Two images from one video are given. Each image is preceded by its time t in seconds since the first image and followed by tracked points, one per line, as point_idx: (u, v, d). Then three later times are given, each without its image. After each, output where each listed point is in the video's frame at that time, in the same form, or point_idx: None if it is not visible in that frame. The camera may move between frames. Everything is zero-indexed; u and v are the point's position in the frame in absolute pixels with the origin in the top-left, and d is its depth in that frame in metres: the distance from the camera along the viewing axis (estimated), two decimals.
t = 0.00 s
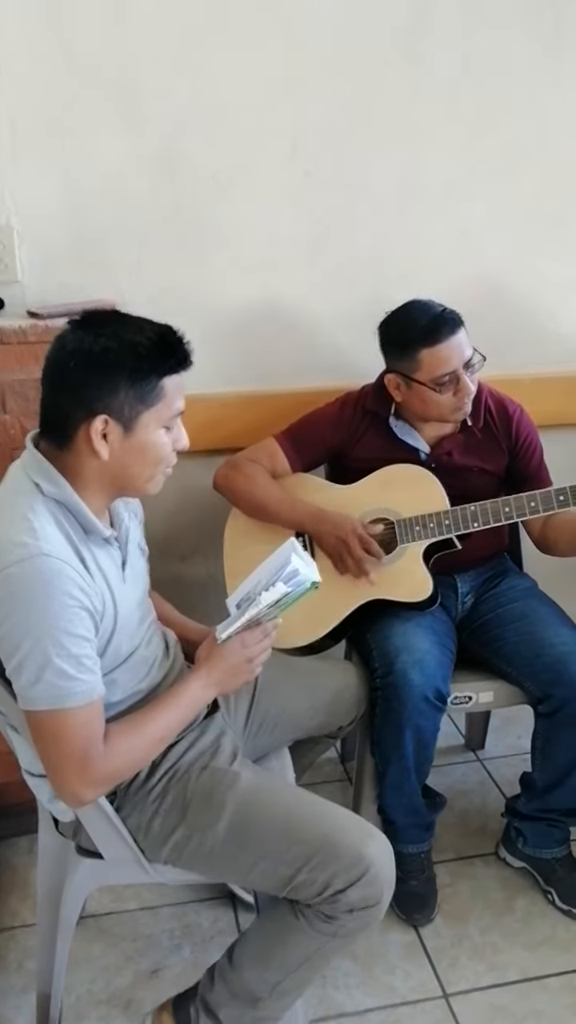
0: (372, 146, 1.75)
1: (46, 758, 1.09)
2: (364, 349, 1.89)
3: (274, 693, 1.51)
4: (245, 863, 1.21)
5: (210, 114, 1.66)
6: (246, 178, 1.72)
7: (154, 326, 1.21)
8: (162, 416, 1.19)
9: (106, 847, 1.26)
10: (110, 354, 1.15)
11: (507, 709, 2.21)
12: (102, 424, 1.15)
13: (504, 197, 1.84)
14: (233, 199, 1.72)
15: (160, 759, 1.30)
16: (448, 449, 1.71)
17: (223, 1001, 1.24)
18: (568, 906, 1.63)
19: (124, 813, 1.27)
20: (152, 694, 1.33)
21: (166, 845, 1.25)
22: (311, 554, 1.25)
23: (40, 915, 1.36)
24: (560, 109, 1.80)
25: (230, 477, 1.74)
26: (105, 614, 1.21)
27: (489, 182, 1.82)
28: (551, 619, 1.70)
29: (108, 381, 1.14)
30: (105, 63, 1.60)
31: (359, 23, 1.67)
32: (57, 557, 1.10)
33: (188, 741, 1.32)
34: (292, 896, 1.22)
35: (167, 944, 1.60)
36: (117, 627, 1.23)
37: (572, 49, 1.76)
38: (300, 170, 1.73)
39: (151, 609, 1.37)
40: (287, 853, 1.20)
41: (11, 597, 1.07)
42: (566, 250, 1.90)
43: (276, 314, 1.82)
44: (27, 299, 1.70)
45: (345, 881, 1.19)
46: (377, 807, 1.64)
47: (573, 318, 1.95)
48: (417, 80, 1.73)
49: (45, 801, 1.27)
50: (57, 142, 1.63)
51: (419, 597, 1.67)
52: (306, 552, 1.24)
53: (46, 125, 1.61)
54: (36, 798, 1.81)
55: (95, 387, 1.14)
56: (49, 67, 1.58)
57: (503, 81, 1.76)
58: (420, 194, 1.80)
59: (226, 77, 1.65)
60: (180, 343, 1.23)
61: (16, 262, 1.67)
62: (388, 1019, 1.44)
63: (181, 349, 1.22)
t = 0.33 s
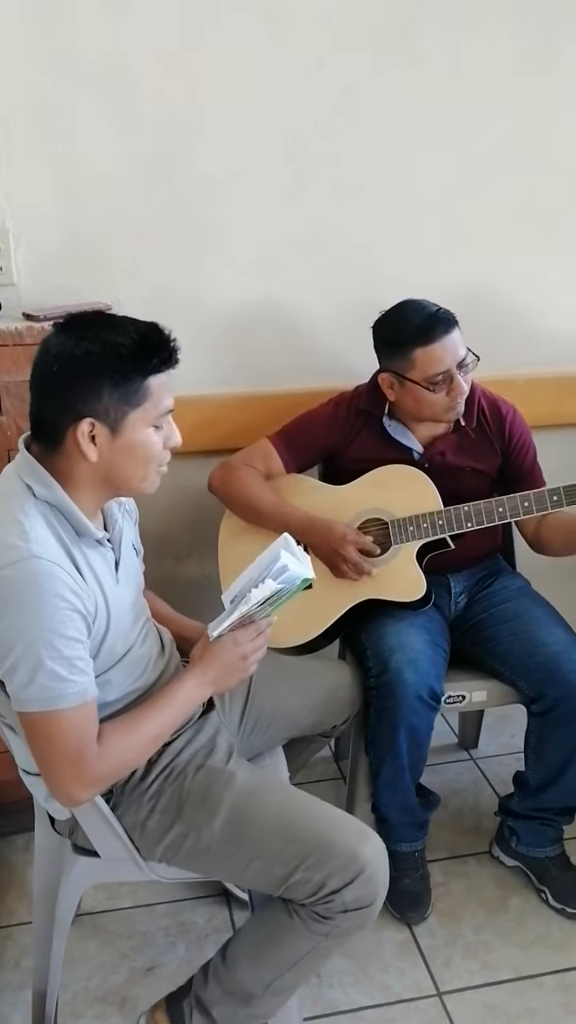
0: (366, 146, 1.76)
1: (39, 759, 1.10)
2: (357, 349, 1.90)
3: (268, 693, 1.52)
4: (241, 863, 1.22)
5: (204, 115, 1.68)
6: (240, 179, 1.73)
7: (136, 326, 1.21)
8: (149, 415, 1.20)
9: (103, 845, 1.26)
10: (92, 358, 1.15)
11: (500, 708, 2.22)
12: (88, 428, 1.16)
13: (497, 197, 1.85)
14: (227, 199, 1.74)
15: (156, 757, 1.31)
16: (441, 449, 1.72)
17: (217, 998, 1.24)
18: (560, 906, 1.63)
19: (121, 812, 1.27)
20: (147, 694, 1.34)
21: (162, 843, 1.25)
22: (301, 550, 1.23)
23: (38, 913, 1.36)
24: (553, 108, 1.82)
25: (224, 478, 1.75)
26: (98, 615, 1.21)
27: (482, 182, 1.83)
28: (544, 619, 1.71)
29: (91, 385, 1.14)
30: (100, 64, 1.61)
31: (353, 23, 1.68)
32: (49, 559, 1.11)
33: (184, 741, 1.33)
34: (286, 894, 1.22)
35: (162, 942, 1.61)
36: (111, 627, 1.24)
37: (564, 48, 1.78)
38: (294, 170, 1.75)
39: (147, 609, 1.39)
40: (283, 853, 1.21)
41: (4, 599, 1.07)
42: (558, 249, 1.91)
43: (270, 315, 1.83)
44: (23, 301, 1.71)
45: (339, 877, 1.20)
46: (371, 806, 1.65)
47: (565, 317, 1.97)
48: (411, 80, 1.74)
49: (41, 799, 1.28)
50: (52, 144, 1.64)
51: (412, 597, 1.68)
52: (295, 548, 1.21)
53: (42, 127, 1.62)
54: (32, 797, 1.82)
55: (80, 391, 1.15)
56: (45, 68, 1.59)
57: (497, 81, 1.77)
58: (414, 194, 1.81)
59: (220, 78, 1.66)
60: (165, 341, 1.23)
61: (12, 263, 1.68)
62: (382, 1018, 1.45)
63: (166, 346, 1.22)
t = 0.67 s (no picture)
0: (360, 146, 1.76)
1: (34, 754, 1.11)
2: (351, 349, 1.90)
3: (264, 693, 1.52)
4: (235, 861, 1.22)
5: (198, 115, 1.68)
6: (235, 179, 1.73)
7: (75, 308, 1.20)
8: (115, 393, 1.19)
9: (99, 846, 1.27)
10: (38, 352, 1.15)
11: (495, 708, 2.23)
12: (58, 422, 1.17)
13: (491, 198, 1.86)
14: (222, 200, 1.74)
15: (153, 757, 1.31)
16: (435, 449, 1.73)
17: (215, 994, 1.24)
18: (554, 906, 1.64)
19: (116, 812, 1.27)
20: (147, 695, 1.34)
21: (157, 843, 1.25)
22: (284, 515, 1.23)
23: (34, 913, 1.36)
24: (545, 109, 1.82)
25: (219, 478, 1.74)
26: (94, 609, 1.21)
27: (476, 183, 1.84)
28: (538, 620, 1.71)
29: (45, 379, 1.15)
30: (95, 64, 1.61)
31: (348, 24, 1.68)
32: (41, 555, 1.11)
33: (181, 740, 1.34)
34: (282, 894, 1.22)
35: (158, 943, 1.61)
36: (106, 623, 1.24)
37: (558, 50, 1.79)
38: (288, 171, 1.75)
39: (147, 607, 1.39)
40: (277, 852, 1.21)
41: None
42: (552, 250, 1.92)
43: (265, 315, 1.84)
44: (18, 301, 1.71)
45: (334, 875, 1.20)
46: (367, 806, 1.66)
47: (559, 318, 1.97)
48: (404, 81, 1.74)
49: (37, 799, 1.28)
50: (46, 145, 1.64)
51: (406, 597, 1.68)
52: (283, 518, 1.21)
53: (35, 128, 1.63)
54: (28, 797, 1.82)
55: (35, 387, 1.15)
56: (40, 68, 1.59)
57: (489, 81, 1.78)
58: (407, 194, 1.82)
59: (215, 78, 1.66)
60: (107, 316, 1.21)
61: (6, 263, 1.68)
62: (378, 1018, 1.45)
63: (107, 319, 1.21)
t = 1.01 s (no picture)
0: (356, 147, 1.76)
1: (35, 751, 1.12)
2: (349, 349, 1.91)
3: (262, 694, 1.52)
4: (234, 862, 1.22)
5: (195, 116, 1.68)
6: (234, 179, 1.73)
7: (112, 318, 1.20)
8: (130, 409, 1.19)
9: (97, 846, 1.27)
10: (68, 355, 1.15)
11: (492, 708, 2.23)
12: (69, 425, 1.16)
13: (489, 198, 1.86)
14: (220, 201, 1.74)
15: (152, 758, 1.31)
16: (434, 449, 1.73)
17: (213, 995, 1.24)
18: (552, 906, 1.64)
19: (114, 813, 1.28)
20: (148, 695, 1.34)
21: (155, 844, 1.26)
22: (286, 511, 1.28)
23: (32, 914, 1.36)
24: (542, 109, 1.82)
25: (217, 478, 1.75)
26: (93, 608, 1.22)
27: (473, 183, 1.84)
28: (536, 620, 1.71)
29: (70, 382, 1.14)
30: (95, 65, 1.61)
31: (347, 24, 1.68)
32: (37, 554, 1.11)
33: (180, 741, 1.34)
34: (280, 895, 1.22)
35: (156, 944, 1.61)
36: (106, 622, 1.24)
37: (557, 50, 1.79)
38: (286, 171, 1.75)
39: (147, 609, 1.39)
40: (276, 852, 1.21)
41: None
42: (550, 250, 1.92)
43: (263, 316, 1.84)
44: (16, 302, 1.71)
45: (334, 880, 1.20)
46: (366, 806, 1.66)
47: (557, 318, 1.98)
48: (401, 81, 1.74)
49: (36, 801, 1.28)
50: (43, 145, 1.64)
51: (404, 597, 1.69)
52: (283, 512, 1.27)
53: (33, 128, 1.62)
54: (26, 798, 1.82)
55: (59, 388, 1.14)
56: (40, 69, 1.59)
57: (486, 82, 1.78)
58: (405, 195, 1.82)
59: (213, 78, 1.66)
60: (142, 336, 1.21)
61: (4, 263, 1.68)
62: (376, 1019, 1.45)
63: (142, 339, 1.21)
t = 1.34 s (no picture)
0: (353, 147, 1.76)
1: (36, 752, 1.12)
2: (346, 350, 1.91)
3: (260, 694, 1.52)
4: (231, 860, 1.22)
5: (192, 116, 1.68)
6: (232, 180, 1.73)
7: (128, 329, 1.20)
8: (142, 420, 1.19)
9: (95, 846, 1.27)
10: (82, 365, 1.15)
11: (489, 709, 2.24)
12: (80, 436, 1.16)
13: (486, 199, 1.86)
14: (217, 201, 1.74)
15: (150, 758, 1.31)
16: (432, 449, 1.73)
17: (214, 994, 1.24)
18: (549, 906, 1.64)
19: (112, 814, 1.28)
20: (145, 695, 1.34)
21: (153, 844, 1.25)
22: (290, 522, 1.28)
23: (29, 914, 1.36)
24: (537, 110, 1.83)
25: (215, 479, 1.75)
26: (93, 610, 1.22)
27: (469, 184, 1.84)
28: (533, 620, 1.72)
29: (83, 392, 1.14)
30: (93, 65, 1.61)
31: (345, 26, 1.69)
32: (38, 555, 1.11)
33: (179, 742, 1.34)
34: (278, 892, 1.22)
35: (154, 944, 1.60)
36: (106, 624, 1.24)
37: (554, 51, 1.79)
38: (283, 171, 1.75)
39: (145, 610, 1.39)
40: (274, 849, 1.21)
41: None
42: (547, 251, 1.92)
43: (261, 316, 1.84)
44: (13, 302, 1.71)
45: (331, 876, 1.20)
46: (363, 807, 1.66)
47: (553, 319, 1.98)
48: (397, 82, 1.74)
49: (34, 801, 1.28)
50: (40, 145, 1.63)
51: (402, 597, 1.69)
52: (286, 520, 1.26)
53: (30, 127, 1.62)
54: (23, 799, 1.81)
55: (72, 398, 1.15)
56: (38, 69, 1.59)
57: (482, 83, 1.78)
58: (402, 195, 1.82)
59: (209, 79, 1.66)
60: (156, 347, 1.22)
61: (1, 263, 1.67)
62: (374, 1019, 1.45)
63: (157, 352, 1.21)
